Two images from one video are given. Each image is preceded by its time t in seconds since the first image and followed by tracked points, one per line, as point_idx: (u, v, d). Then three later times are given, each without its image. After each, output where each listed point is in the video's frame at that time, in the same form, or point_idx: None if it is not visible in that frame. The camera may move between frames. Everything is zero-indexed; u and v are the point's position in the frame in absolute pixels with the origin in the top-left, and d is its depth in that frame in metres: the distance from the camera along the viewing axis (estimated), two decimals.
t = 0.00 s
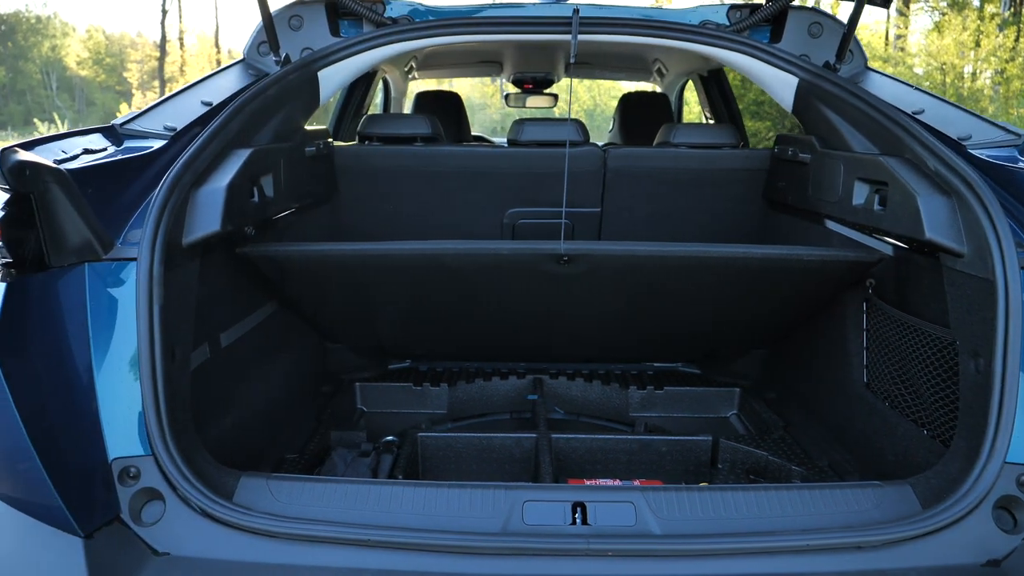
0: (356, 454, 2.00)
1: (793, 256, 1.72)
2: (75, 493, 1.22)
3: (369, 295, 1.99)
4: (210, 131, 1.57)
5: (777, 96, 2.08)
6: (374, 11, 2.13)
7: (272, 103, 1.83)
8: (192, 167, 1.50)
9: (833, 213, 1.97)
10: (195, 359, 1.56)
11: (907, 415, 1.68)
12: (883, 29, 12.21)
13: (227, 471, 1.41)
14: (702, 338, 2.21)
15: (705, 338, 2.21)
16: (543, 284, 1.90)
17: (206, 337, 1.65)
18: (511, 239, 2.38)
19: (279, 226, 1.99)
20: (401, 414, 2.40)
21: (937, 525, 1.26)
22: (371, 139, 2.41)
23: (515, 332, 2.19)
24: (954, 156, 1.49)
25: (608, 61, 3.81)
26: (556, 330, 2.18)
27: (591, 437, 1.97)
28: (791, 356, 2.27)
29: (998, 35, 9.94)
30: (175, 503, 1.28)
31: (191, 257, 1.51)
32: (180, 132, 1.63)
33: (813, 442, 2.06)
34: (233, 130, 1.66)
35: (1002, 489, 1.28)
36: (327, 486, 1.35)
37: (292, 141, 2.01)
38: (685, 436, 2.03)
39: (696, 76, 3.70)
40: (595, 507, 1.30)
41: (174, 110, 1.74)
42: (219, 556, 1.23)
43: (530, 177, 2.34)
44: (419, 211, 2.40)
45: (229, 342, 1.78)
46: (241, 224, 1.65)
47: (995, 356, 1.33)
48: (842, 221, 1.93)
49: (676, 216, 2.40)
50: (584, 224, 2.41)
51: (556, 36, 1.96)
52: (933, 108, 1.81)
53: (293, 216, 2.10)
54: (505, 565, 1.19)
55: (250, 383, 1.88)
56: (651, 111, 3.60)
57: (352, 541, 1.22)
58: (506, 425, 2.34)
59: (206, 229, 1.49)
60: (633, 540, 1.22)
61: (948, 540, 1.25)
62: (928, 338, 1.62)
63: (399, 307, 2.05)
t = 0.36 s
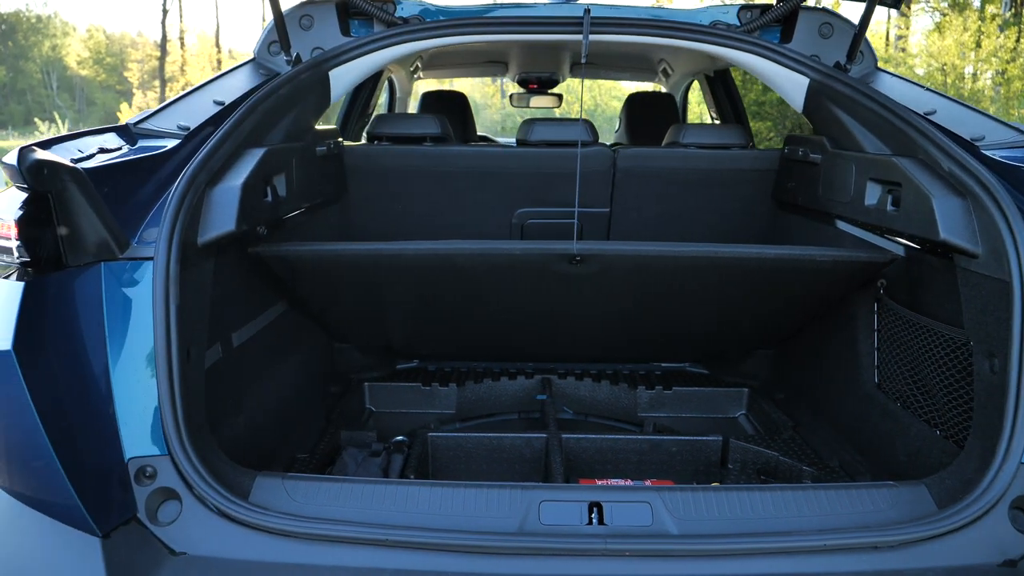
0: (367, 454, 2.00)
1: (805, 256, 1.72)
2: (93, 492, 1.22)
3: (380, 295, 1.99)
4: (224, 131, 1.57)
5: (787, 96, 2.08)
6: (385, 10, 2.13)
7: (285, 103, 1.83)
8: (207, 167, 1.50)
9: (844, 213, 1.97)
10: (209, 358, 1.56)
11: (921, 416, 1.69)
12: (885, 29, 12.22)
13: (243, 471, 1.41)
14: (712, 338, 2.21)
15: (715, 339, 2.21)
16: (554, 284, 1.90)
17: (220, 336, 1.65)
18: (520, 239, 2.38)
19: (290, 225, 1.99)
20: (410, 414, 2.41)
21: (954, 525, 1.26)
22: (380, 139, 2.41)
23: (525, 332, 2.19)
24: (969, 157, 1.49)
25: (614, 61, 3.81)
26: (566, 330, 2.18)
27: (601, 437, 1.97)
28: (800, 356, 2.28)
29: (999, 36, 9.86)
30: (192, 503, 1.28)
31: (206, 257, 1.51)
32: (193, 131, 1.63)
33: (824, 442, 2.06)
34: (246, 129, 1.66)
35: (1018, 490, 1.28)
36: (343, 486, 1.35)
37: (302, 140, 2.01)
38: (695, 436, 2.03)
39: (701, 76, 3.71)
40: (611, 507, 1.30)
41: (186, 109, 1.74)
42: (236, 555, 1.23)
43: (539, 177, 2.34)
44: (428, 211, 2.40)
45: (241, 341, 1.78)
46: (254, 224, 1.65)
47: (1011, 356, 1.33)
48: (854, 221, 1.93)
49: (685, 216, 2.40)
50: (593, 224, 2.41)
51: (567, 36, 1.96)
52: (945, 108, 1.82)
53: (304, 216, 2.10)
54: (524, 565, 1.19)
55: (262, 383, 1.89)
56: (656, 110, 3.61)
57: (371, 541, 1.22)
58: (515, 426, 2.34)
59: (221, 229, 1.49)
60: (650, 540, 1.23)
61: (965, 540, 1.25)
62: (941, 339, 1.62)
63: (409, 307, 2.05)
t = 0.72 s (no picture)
0: (377, 453, 2.00)
1: (816, 257, 1.72)
2: (109, 492, 1.23)
3: (390, 295, 1.99)
4: (236, 130, 1.57)
5: (796, 96, 2.08)
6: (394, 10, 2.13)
7: (295, 102, 1.82)
8: (221, 166, 1.50)
9: (855, 213, 1.97)
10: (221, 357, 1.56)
11: (933, 417, 1.69)
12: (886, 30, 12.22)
13: (257, 471, 1.40)
14: (721, 339, 2.21)
15: (724, 339, 2.21)
16: (565, 284, 1.90)
17: (232, 335, 1.65)
18: (529, 239, 2.38)
19: (301, 225, 1.99)
20: (418, 413, 2.40)
21: (969, 525, 1.26)
22: (387, 139, 2.41)
23: (534, 332, 2.20)
24: (983, 157, 1.49)
25: (618, 61, 3.82)
26: (575, 330, 2.18)
27: (611, 437, 1.97)
28: (809, 356, 2.28)
29: (1000, 36, 9.47)
30: (207, 502, 1.27)
31: (219, 257, 1.51)
32: (206, 131, 1.63)
33: (834, 443, 2.07)
34: (258, 129, 1.66)
35: None
36: (359, 486, 1.35)
37: (313, 140, 2.01)
38: (704, 436, 2.03)
39: (707, 76, 3.71)
40: (626, 507, 1.31)
41: (197, 109, 1.74)
42: (251, 555, 1.23)
43: (547, 177, 2.34)
44: (437, 211, 2.40)
45: (252, 340, 1.78)
46: (267, 223, 1.65)
47: None
48: (864, 221, 1.94)
49: (693, 216, 2.40)
50: (601, 224, 2.41)
51: (577, 36, 1.96)
52: (956, 109, 1.82)
53: (314, 215, 2.10)
54: (541, 564, 1.19)
55: (272, 383, 1.88)
56: (660, 110, 3.62)
57: (388, 540, 1.22)
58: (523, 425, 2.34)
59: (235, 228, 1.49)
60: (667, 540, 1.23)
61: (982, 539, 1.25)
62: (953, 339, 1.62)
63: (419, 307, 2.05)
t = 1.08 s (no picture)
0: (387, 453, 2.00)
1: (828, 257, 1.72)
2: (125, 491, 1.23)
3: (400, 295, 1.99)
4: (250, 130, 1.57)
5: (805, 96, 2.08)
6: (405, 10, 2.14)
7: (306, 102, 1.82)
8: (235, 166, 1.50)
9: (865, 213, 1.97)
10: (235, 356, 1.56)
11: (945, 417, 1.69)
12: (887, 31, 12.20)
13: (272, 470, 1.40)
14: (730, 339, 2.22)
15: (733, 339, 2.21)
16: (575, 284, 1.91)
17: (245, 335, 1.65)
18: (537, 239, 2.38)
19: (312, 225, 2.00)
20: (427, 413, 2.41)
21: (984, 526, 1.26)
22: (396, 139, 2.42)
23: (543, 331, 2.20)
24: (995, 157, 1.49)
25: (623, 61, 3.82)
26: (584, 330, 2.18)
27: (620, 437, 1.98)
28: (818, 356, 2.28)
29: (1003, 37, 9.05)
30: (223, 502, 1.27)
31: (233, 257, 1.51)
32: (219, 130, 1.63)
33: (844, 443, 2.07)
34: (271, 128, 1.66)
35: None
36: (375, 485, 1.36)
37: (323, 140, 2.01)
38: (714, 436, 2.04)
39: (712, 76, 3.72)
40: (641, 506, 1.31)
41: (209, 109, 1.75)
42: (269, 555, 1.23)
43: (556, 177, 2.34)
44: (446, 211, 2.41)
45: (264, 340, 1.78)
46: (280, 223, 1.65)
47: None
48: (875, 221, 1.94)
49: (703, 215, 2.40)
50: (609, 224, 2.41)
51: (588, 37, 1.96)
52: (966, 110, 1.82)
53: (325, 214, 2.10)
54: (559, 565, 1.20)
55: (283, 382, 1.89)
56: (665, 111, 3.63)
57: (405, 540, 1.22)
58: (532, 425, 2.34)
59: (249, 228, 1.49)
60: (683, 540, 1.23)
61: (998, 538, 1.25)
62: (965, 340, 1.62)
63: (429, 307, 2.05)
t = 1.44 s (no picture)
0: (393, 453, 2.00)
1: (835, 257, 1.72)
2: (134, 491, 1.23)
3: (406, 295, 1.99)
4: (258, 129, 1.57)
5: (811, 96, 2.08)
6: (411, 10, 2.14)
7: (313, 102, 1.82)
8: (243, 166, 1.50)
9: (871, 214, 1.97)
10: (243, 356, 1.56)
11: (952, 417, 1.69)
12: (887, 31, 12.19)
13: (280, 470, 1.40)
14: (735, 339, 2.22)
15: (738, 339, 2.21)
16: (581, 284, 1.91)
17: (252, 335, 1.65)
18: (542, 239, 2.38)
19: (318, 224, 2.00)
20: (432, 413, 2.41)
21: (993, 526, 1.26)
22: (401, 139, 2.42)
23: (548, 331, 2.20)
24: (1003, 157, 1.49)
25: (626, 61, 3.82)
26: (589, 330, 2.18)
27: (626, 437, 1.98)
28: (823, 356, 2.28)
29: (1003, 37, 9.05)
30: (232, 502, 1.27)
31: (240, 257, 1.51)
32: (226, 130, 1.63)
33: (849, 443, 2.07)
34: (279, 128, 1.66)
35: None
36: (383, 485, 1.35)
37: (330, 140, 2.01)
38: (719, 437, 2.04)
39: (716, 76, 3.72)
40: (650, 506, 1.31)
41: (216, 109, 1.75)
42: (278, 555, 1.22)
43: (561, 177, 2.34)
44: (450, 211, 2.41)
45: (270, 340, 1.78)
46: (288, 223, 1.65)
47: None
48: (880, 222, 1.94)
49: (708, 215, 2.40)
50: (614, 224, 2.41)
51: (594, 37, 1.97)
52: (973, 110, 1.82)
53: (331, 214, 2.10)
54: (569, 564, 1.20)
55: (290, 382, 1.89)
56: (668, 111, 3.63)
57: (414, 540, 1.22)
58: (537, 425, 2.34)
59: (258, 228, 1.50)
60: (693, 540, 1.23)
61: (1008, 537, 1.25)
62: (972, 340, 1.62)
63: (434, 307, 2.05)
